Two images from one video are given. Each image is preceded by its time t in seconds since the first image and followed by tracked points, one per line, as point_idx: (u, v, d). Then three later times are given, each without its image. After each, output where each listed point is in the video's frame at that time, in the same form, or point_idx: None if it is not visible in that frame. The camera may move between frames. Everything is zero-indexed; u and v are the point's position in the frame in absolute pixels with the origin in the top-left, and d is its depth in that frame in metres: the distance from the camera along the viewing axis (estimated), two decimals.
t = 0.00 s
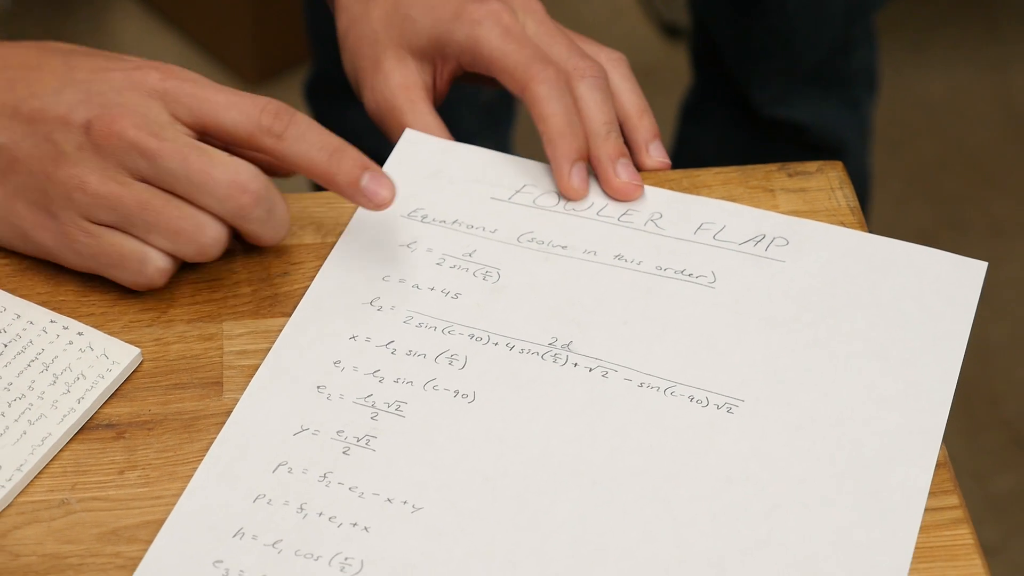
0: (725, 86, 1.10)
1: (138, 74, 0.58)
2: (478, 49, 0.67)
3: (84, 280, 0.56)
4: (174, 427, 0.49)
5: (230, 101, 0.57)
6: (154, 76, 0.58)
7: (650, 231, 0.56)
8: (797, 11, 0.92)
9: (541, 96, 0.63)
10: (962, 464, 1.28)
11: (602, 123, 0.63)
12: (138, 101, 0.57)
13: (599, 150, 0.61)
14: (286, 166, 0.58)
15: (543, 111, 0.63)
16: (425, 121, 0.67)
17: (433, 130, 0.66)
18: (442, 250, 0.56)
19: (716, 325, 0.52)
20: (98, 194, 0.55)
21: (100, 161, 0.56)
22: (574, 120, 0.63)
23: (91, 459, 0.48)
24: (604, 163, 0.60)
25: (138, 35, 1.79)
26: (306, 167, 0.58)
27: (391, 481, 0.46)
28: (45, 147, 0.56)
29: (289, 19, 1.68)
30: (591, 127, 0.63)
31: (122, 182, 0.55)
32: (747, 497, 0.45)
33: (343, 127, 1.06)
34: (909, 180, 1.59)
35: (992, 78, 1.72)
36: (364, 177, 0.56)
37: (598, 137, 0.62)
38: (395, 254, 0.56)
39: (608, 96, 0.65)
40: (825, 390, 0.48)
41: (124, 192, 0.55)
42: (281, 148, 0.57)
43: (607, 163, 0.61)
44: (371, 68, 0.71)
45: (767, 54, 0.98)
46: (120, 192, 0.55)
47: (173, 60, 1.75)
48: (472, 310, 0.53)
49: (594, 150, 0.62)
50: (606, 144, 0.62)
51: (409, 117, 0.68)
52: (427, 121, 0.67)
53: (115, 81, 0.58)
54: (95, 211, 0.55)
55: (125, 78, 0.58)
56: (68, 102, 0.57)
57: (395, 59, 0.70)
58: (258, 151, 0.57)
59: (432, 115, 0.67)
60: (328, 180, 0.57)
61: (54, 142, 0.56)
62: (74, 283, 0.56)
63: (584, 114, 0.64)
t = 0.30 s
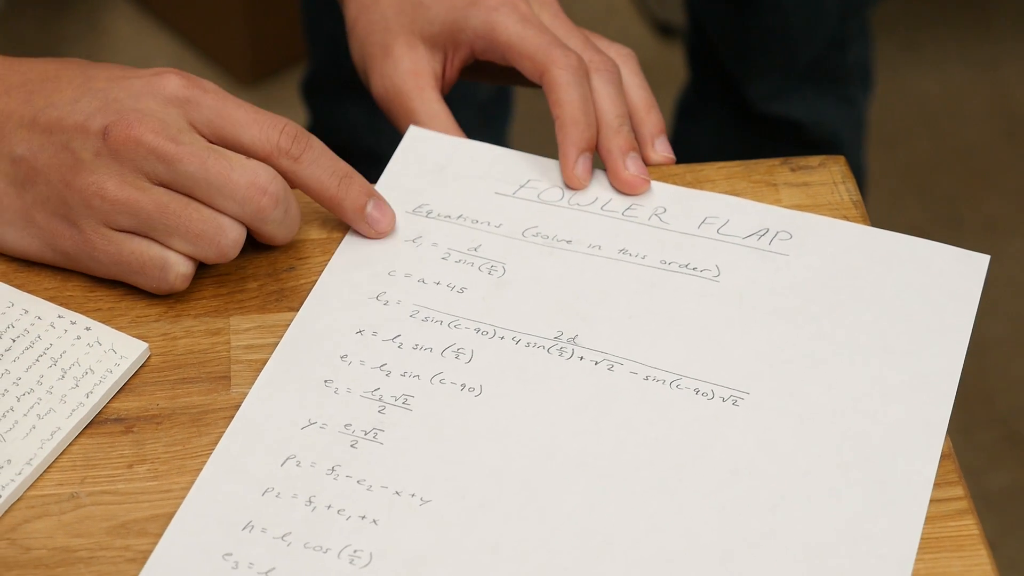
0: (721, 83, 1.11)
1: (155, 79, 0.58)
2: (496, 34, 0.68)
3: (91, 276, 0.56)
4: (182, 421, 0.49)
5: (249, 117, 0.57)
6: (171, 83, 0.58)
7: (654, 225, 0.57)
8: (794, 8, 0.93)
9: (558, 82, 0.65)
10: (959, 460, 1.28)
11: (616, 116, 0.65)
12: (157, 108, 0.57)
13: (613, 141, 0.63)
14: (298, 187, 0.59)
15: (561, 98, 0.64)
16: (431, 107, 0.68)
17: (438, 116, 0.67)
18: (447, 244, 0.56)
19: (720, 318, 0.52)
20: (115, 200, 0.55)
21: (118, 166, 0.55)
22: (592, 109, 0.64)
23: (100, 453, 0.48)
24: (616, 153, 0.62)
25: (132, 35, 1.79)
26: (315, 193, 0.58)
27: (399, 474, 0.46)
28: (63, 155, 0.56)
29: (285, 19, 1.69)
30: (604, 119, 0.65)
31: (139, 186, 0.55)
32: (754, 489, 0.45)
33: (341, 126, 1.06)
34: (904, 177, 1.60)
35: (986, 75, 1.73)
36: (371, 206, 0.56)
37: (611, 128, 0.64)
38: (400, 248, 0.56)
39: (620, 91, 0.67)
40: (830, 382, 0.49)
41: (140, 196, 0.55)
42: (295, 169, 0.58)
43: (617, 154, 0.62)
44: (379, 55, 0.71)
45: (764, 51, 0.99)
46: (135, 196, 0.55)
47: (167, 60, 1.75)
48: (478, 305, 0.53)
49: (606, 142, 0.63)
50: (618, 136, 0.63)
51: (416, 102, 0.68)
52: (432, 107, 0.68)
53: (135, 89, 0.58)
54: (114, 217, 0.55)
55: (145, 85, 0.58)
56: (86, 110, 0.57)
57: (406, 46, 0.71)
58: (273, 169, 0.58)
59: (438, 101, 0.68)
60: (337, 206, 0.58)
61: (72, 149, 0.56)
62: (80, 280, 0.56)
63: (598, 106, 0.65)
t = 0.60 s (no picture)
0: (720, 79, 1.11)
1: (161, 79, 0.58)
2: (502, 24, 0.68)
3: (95, 275, 0.56)
4: (188, 420, 0.50)
5: (254, 118, 0.57)
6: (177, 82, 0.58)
7: (657, 222, 0.57)
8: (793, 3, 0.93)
9: (564, 78, 0.65)
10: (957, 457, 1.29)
11: (622, 110, 0.65)
12: (163, 108, 0.56)
13: (620, 137, 0.63)
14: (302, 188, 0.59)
15: (567, 94, 0.64)
16: (435, 95, 0.68)
17: (441, 104, 0.68)
18: (451, 243, 0.56)
19: (724, 315, 0.52)
20: (120, 199, 0.55)
21: (124, 165, 0.55)
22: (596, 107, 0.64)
23: (105, 453, 0.48)
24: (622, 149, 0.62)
25: (129, 34, 1.79)
26: (319, 195, 0.58)
27: (404, 472, 0.46)
28: (70, 154, 0.56)
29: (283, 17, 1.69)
30: (610, 114, 0.65)
31: (145, 185, 0.55)
32: (760, 486, 0.45)
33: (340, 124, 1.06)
34: (903, 174, 1.60)
35: (985, 72, 1.74)
36: (375, 207, 0.56)
37: (617, 123, 0.64)
38: (404, 247, 0.56)
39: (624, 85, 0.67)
40: (835, 378, 0.49)
41: (146, 195, 0.55)
42: (300, 171, 0.58)
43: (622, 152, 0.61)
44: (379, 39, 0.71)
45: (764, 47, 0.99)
46: (141, 196, 0.55)
47: (164, 59, 1.75)
48: (481, 303, 0.53)
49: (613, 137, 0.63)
50: (624, 133, 0.64)
51: (419, 89, 0.68)
52: (437, 96, 0.68)
53: (141, 88, 0.58)
54: (120, 217, 0.55)
55: (151, 84, 0.58)
56: (93, 109, 0.57)
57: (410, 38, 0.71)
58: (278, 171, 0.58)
59: (442, 89, 0.68)
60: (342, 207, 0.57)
61: (79, 148, 0.56)
62: (84, 279, 0.56)
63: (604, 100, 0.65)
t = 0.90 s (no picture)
0: (704, 85, 1.12)
1: (147, 91, 0.58)
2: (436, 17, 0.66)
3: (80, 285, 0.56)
4: (174, 431, 0.49)
5: (240, 129, 0.57)
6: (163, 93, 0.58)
7: (644, 223, 0.57)
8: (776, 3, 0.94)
9: (489, 71, 0.63)
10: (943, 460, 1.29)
11: (570, 82, 0.63)
12: (147, 119, 0.56)
13: (567, 113, 0.62)
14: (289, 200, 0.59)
15: (492, 80, 0.63)
16: (406, 102, 0.68)
17: (414, 109, 0.67)
18: (439, 250, 0.56)
19: (717, 313, 0.52)
20: (105, 210, 0.55)
21: (109, 176, 0.55)
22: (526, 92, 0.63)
23: (91, 464, 0.48)
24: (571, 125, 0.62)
25: (115, 48, 1.79)
26: (306, 205, 0.58)
27: (409, 481, 0.46)
28: (55, 164, 0.56)
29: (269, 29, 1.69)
30: (557, 90, 0.63)
31: (130, 196, 0.55)
32: (761, 484, 0.45)
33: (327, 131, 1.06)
34: (888, 180, 1.61)
35: (968, 78, 1.75)
36: (360, 219, 0.56)
37: (568, 97, 0.63)
38: (392, 256, 0.56)
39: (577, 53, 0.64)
40: (830, 371, 0.49)
41: (132, 205, 0.55)
42: (286, 182, 0.58)
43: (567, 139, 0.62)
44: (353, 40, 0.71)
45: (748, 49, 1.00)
46: (126, 207, 0.54)
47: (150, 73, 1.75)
48: (474, 308, 0.53)
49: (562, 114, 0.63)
50: (575, 106, 0.62)
51: (390, 99, 0.68)
52: (409, 103, 0.67)
53: (127, 99, 0.57)
54: (105, 228, 0.55)
55: (137, 95, 0.57)
56: (78, 121, 0.57)
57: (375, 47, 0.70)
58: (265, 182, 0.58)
59: (415, 95, 0.68)
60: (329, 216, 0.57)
61: (64, 160, 0.56)
62: (69, 290, 0.56)
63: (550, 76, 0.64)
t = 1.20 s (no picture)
0: (692, 90, 1.12)
1: (130, 102, 0.57)
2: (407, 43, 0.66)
3: (63, 298, 0.55)
4: (158, 446, 0.49)
5: (223, 141, 0.57)
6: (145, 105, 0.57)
7: (628, 236, 0.57)
8: (763, 11, 0.95)
9: (454, 99, 0.63)
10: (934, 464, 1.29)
11: (534, 122, 0.62)
12: (129, 131, 0.56)
13: (529, 153, 0.62)
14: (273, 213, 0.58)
15: (457, 112, 0.62)
16: (378, 119, 0.68)
17: (385, 126, 0.67)
18: (423, 263, 0.56)
19: (701, 329, 0.52)
20: (87, 224, 0.54)
21: (91, 189, 0.55)
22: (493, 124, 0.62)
23: (75, 480, 0.48)
24: (531, 166, 0.61)
25: (104, 50, 1.78)
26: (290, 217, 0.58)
27: (385, 498, 0.46)
28: (36, 178, 0.56)
29: (257, 32, 1.69)
30: (521, 128, 0.63)
31: (114, 209, 0.55)
32: (744, 503, 0.45)
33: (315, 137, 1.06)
34: (878, 182, 1.62)
35: (957, 80, 1.76)
36: (345, 230, 0.56)
37: (530, 137, 0.62)
38: (376, 268, 0.56)
39: (546, 92, 0.64)
40: (814, 389, 0.49)
41: (116, 219, 0.54)
42: (270, 194, 0.57)
43: (527, 175, 0.60)
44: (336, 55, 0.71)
45: (735, 56, 1.00)
46: (110, 220, 0.54)
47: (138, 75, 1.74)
48: (457, 323, 0.53)
49: (524, 151, 0.62)
50: (537, 146, 0.62)
51: (363, 117, 0.68)
52: (382, 120, 0.68)
53: (109, 110, 0.57)
54: (88, 241, 0.54)
55: (119, 107, 0.57)
56: (59, 133, 0.56)
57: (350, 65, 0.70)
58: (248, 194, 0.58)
59: (387, 112, 0.68)
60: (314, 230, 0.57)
61: (45, 173, 0.55)
62: (53, 304, 0.55)
63: (515, 112, 0.63)
